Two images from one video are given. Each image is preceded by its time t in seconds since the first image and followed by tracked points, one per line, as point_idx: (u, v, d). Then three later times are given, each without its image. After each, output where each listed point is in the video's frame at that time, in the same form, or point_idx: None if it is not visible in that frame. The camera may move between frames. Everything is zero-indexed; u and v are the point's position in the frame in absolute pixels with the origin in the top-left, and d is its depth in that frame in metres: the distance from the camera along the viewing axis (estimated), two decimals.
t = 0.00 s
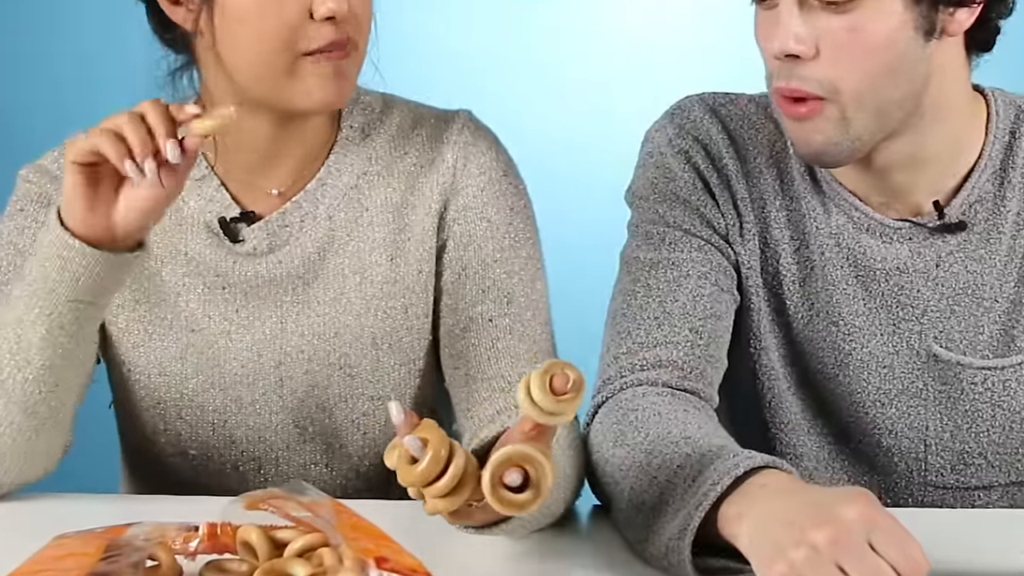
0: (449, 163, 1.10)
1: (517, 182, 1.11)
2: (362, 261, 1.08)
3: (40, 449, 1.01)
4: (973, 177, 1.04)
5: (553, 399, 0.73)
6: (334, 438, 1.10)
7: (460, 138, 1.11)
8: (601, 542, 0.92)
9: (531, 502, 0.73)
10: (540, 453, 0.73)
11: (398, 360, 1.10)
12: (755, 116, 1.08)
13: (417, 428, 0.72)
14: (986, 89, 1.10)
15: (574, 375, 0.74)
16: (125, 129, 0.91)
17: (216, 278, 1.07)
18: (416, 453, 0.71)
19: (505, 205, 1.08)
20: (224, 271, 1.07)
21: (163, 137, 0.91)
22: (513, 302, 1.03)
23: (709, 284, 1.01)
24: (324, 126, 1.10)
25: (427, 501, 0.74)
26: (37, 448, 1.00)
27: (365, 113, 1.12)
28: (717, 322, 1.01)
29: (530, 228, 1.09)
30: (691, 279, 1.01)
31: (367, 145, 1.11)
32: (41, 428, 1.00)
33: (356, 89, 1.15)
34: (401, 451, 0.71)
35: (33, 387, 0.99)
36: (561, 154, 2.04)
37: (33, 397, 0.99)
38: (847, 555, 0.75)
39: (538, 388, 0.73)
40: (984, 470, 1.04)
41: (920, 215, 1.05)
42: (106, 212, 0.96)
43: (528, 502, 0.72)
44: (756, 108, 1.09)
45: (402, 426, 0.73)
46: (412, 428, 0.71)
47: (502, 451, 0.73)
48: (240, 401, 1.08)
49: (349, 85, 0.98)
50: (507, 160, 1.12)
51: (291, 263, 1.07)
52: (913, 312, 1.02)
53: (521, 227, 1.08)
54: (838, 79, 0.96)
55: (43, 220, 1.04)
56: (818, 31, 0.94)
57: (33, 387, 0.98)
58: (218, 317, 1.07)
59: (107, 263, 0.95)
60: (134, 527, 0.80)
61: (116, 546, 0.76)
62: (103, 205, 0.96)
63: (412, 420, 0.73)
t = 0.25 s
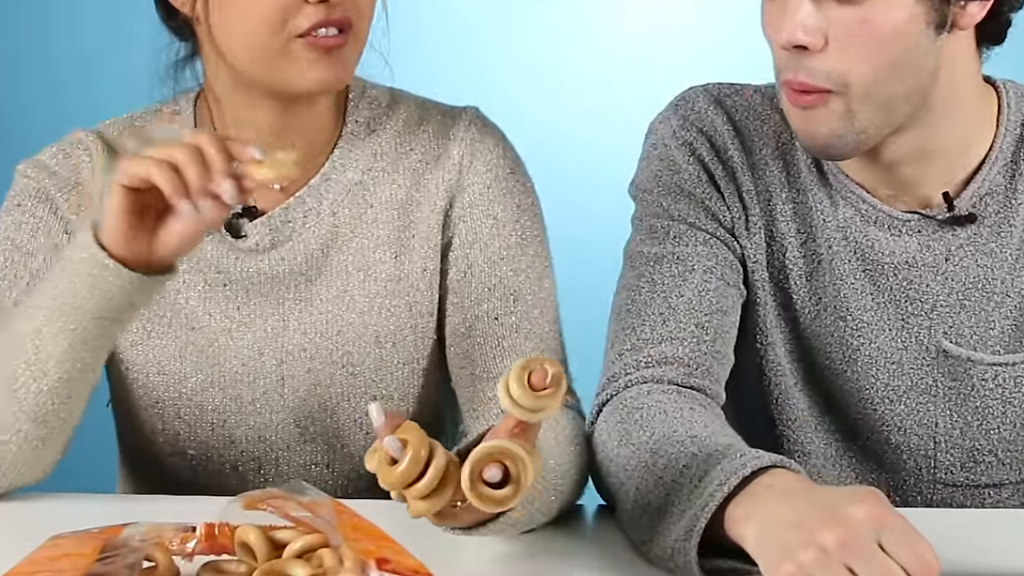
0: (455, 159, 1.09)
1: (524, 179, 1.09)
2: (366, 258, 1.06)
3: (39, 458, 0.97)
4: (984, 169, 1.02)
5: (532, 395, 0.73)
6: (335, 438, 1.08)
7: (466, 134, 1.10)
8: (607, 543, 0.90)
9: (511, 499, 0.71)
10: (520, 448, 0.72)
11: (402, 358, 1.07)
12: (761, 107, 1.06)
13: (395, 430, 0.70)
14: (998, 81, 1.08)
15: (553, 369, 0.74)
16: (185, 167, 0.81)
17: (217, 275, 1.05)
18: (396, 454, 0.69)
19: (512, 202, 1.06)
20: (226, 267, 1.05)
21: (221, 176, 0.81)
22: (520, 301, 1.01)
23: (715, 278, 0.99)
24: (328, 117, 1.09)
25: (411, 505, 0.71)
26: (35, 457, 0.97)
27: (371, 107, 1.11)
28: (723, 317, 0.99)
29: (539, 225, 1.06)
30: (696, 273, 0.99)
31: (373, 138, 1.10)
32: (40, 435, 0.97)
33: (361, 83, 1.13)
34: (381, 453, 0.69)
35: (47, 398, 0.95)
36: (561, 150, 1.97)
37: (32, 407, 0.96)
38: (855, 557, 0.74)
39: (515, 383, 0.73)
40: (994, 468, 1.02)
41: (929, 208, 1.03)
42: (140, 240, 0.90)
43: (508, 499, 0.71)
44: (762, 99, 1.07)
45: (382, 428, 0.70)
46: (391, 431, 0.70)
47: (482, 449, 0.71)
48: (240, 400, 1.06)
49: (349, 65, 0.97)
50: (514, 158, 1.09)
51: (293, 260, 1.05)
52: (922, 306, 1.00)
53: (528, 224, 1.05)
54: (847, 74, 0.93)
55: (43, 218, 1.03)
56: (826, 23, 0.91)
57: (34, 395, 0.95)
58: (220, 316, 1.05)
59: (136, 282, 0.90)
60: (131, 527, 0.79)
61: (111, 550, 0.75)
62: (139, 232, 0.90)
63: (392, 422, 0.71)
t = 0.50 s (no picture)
0: (462, 153, 1.07)
1: (532, 174, 1.06)
2: (371, 254, 1.05)
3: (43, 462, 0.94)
4: (996, 161, 1.00)
5: (547, 390, 0.72)
6: (338, 437, 1.06)
7: (473, 127, 1.08)
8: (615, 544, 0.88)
9: (523, 490, 0.71)
10: (530, 439, 0.72)
11: (408, 355, 1.05)
12: (769, 98, 1.04)
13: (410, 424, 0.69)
14: (1010, 72, 1.06)
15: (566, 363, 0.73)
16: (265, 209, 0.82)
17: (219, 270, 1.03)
18: (409, 449, 0.68)
19: (520, 196, 1.04)
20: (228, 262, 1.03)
21: (322, 217, 0.79)
22: (526, 297, 0.98)
23: (722, 273, 0.97)
24: (328, 108, 1.06)
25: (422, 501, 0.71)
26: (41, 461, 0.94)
27: (377, 100, 1.09)
28: (731, 312, 0.97)
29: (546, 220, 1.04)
30: (703, 268, 0.97)
31: (378, 132, 1.08)
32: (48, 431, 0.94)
33: (365, 76, 1.11)
34: (394, 447, 0.68)
35: (82, 406, 0.93)
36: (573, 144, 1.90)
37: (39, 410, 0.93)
38: (866, 559, 0.72)
39: (529, 376, 0.72)
40: (1008, 467, 0.98)
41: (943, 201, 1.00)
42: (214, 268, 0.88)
43: (519, 490, 0.71)
44: (770, 89, 1.05)
45: (392, 423, 0.69)
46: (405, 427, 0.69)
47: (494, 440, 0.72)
48: (241, 398, 1.04)
49: (327, 54, 0.95)
50: (522, 151, 1.08)
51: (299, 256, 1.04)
52: (934, 301, 0.98)
53: (535, 220, 1.03)
54: (859, 65, 0.91)
55: (43, 211, 1.01)
56: (837, 15, 0.89)
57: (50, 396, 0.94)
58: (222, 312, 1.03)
59: (205, 303, 0.89)
60: (127, 528, 0.77)
61: (107, 551, 0.72)
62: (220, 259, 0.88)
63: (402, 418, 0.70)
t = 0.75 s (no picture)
0: (465, 146, 1.04)
1: (536, 167, 1.04)
2: (371, 247, 1.02)
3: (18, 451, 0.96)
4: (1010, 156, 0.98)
5: (559, 393, 0.70)
6: (338, 434, 1.04)
7: (477, 120, 1.05)
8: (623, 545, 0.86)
9: (536, 495, 0.70)
10: (542, 442, 0.71)
11: (409, 351, 1.03)
12: (779, 89, 1.02)
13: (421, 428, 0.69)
14: None
15: (579, 365, 0.71)
16: None
17: (217, 264, 1.01)
18: (422, 453, 0.68)
19: (524, 190, 1.01)
20: (225, 255, 1.01)
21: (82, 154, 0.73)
22: (529, 293, 0.96)
23: (730, 269, 0.96)
24: (328, 96, 1.04)
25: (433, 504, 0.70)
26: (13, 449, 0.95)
27: (378, 91, 1.06)
28: (740, 309, 0.95)
29: (551, 214, 1.02)
30: (711, 264, 0.95)
31: (379, 124, 1.05)
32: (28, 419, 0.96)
33: (367, 67, 1.08)
34: (407, 452, 0.68)
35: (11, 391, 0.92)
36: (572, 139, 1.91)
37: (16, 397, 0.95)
38: (875, 559, 0.72)
39: (541, 379, 0.70)
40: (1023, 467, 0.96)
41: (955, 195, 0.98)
42: None
43: (533, 494, 0.69)
44: (779, 82, 1.03)
45: (402, 426, 0.70)
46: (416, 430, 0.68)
47: (503, 444, 0.70)
48: (240, 393, 1.02)
49: (328, 49, 0.92)
50: (526, 145, 1.05)
51: (297, 248, 1.01)
52: (947, 298, 0.96)
53: (540, 214, 1.01)
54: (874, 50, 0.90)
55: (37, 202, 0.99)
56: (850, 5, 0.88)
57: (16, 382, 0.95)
58: (219, 305, 1.01)
59: None
60: (123, 528, 0.74)
61: (102, 552, 0.70)
62: None
63: (412, 422, 0.70)
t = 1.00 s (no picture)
0: (464, 139, 1.01)
1: (537, 161, 1.01)
2: (369, 244, 1.00)
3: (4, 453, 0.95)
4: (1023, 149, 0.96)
5: (556, 391, 0.69)
6: (336, 433, 1.02)
7: (476, 113, 1.02)
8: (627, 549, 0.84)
9: (536, 493, 0.68)
10: (542, 440, 0.69)
11: (407, 349, 1.01)
12: (788, 81, 1.00)
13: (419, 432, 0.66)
14: None
15: (577, 363, 0.69)
16: None
17: (211, 261, 0.99)
18: (421, 457, 0.66)
19: (524, 184, 0.99)
20: (220, 253, 0.99)
21: (33, 138, 0.75)
22: (531, 289, 0.94)
23: (738, 265, 0.94)
24: (326, 90, 1.01)
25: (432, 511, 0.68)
26: None
27: (376, 84, 1.04)
28: (748, 305, 0.94)
29: (553, 209, 0.99)
30: (718, 260, 0.94)
31: (377, 117, 1.03)
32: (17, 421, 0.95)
33: (365, 59, 1.06)
34: (405, 456, 0.66)
35: None
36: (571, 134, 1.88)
37: None
38: (886, 561, 0.70)
39: (538, 376, 0.69)
40: None
41: (967, 189, 0.96)
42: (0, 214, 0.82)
43: (532, 493, 0.68)
44: (789, 73, 1.01)
45: (399, 430, 0.67)
46: (414, 434, 0.66)
47: (501, 441, 0.68)
48: (236, 393, 1.00)
49: (329, 43, 0.90)
50: (527, 139, 1.02)
51: (292, 245, 0.99)
52: (959, 294, 0.94)
53: (541, 209, 0.98)
54: (885, 41, 0.88)
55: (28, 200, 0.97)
56: None
57: None
58: (214, 304, 0.99)
59: None
60: (120, 528, 0.73)
61: (97, 554, 0.69)
62: None
63: (409, 425, 0.67)
